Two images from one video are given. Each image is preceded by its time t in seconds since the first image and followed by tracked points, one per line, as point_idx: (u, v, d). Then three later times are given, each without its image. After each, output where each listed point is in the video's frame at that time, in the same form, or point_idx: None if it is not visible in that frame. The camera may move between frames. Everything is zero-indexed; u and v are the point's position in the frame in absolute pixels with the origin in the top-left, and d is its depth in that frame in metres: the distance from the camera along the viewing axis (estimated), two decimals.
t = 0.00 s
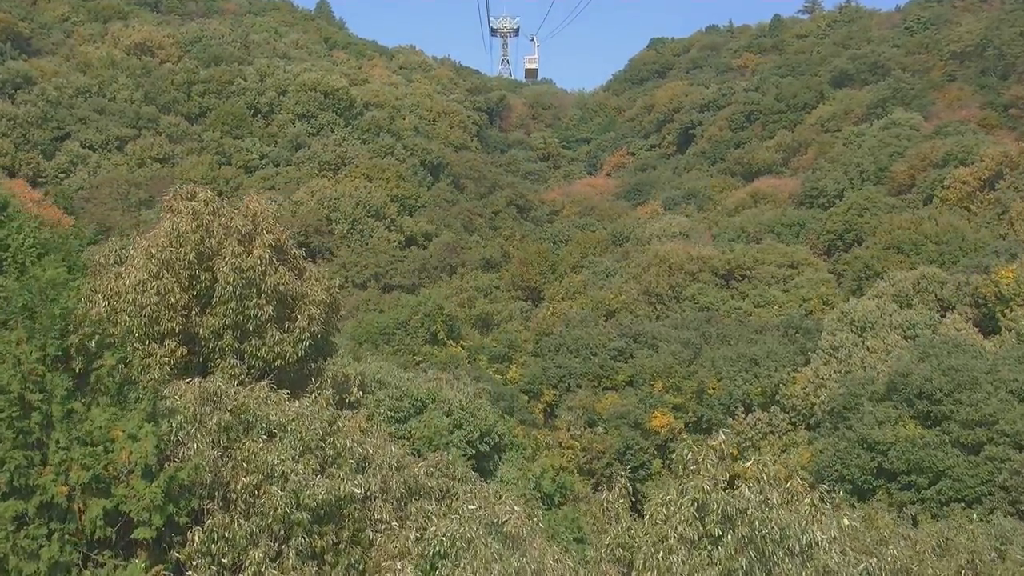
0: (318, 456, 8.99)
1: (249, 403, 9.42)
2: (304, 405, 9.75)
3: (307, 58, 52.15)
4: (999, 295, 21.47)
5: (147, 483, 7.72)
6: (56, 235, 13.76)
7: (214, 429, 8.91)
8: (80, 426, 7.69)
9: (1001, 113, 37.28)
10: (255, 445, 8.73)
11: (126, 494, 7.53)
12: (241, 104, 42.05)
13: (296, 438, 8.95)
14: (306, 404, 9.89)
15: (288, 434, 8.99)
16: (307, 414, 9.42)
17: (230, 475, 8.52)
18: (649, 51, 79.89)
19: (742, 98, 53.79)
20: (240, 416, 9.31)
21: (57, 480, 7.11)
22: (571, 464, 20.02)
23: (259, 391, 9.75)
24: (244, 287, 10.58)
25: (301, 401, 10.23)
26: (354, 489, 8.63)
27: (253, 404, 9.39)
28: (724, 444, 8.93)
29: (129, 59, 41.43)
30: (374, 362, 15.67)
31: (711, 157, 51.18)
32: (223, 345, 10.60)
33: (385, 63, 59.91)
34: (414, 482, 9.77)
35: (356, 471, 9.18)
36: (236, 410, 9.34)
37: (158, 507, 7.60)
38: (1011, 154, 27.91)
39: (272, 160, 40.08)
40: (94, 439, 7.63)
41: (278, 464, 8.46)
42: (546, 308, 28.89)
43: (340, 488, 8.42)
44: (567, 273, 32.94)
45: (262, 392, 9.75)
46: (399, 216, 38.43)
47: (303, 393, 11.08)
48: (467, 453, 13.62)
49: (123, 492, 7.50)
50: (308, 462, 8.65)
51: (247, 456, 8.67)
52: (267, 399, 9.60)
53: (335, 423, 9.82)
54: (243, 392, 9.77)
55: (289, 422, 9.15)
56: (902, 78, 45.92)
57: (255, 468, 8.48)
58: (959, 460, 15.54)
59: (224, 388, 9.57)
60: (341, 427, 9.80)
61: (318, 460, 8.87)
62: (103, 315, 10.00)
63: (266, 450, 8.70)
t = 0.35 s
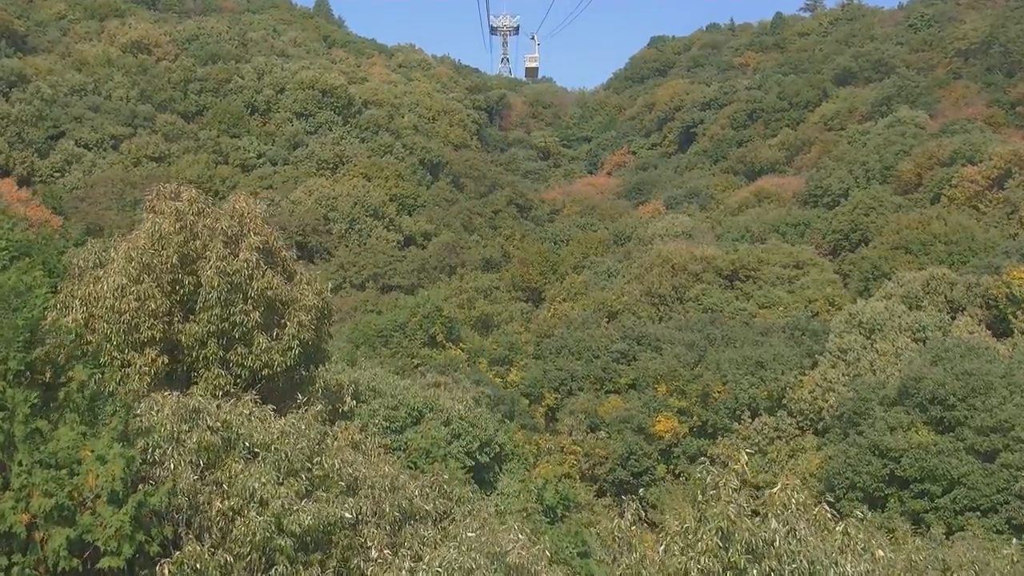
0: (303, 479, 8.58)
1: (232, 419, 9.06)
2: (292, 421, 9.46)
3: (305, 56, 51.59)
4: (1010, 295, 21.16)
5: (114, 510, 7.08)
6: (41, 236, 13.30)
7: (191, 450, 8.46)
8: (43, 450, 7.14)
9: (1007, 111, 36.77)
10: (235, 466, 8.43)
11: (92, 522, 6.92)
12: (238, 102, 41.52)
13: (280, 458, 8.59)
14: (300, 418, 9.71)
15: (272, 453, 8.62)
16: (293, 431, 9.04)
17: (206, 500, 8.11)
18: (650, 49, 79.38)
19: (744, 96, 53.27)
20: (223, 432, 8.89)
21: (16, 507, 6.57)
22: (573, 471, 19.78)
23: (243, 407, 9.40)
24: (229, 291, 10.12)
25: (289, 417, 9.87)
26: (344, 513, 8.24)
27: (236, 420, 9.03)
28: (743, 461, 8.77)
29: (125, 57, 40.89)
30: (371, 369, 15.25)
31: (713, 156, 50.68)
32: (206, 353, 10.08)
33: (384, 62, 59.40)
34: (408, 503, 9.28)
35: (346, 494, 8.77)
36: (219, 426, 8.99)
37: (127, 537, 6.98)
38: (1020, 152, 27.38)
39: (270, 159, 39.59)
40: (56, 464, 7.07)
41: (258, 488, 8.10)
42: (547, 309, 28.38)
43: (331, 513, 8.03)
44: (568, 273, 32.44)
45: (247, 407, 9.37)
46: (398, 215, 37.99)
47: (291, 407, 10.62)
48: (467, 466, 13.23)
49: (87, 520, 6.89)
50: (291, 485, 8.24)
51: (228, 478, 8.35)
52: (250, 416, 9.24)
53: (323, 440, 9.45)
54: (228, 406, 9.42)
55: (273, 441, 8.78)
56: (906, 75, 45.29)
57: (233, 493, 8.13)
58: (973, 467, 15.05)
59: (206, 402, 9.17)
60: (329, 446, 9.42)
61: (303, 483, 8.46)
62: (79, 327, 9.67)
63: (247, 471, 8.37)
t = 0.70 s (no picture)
0: (286, 504, 8.38)
1: (210, 436, 8.69)
2: (275, 440, 9.06)
3: (304, 55, 51.06)
4: None
5: (78, 543, 6.69)
6: (25, 238, 12.89)
7: (163, 474, 8.13)
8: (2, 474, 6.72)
9: (1015, 110, 36.20)
10: (211, 493, 8.07)
11: (52, 555, 6.51)
12: (236, 101, 41.05)
13: (257, 483, 8.27)
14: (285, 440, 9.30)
15: (248, 478, 8.30)
16: (272, 452, 8.62)
17: (177, 531, 7.79)
18: (651, 48, 78.78)
19: (747, 96, 52.74)
20: (199, 456, 8.52)
21: None
22: (575, 480, 19.76)
23: (222, 427, 8.96)
24: (213, 298, 9.72)
25: (274, 434, 9.48)
26: (325, 540, 7.98)
27: (214, 439, 8.65)
28: (773, 495, 9.58)
29: (122, 55, 40.39)
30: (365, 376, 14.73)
31: (715, 156, 50.17)
32: (188, 363, 9.71)
33: (384, 60, 58.91)
34: (399, 529, 9.23)
35: (334, 520, 8.61)
36: (197, 446, 8.61)
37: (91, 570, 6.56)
38: None
39: (268, 159, 39.09)
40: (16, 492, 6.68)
41: (229, 520, 7.82)
42: (548, 311, 27.90)
43: (314, 540, 7.87)
44: (570, 275, 31.91)
45: (226, 425, 9.03)
46: (397, 215, 37.52)
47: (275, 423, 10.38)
48: (470, 479, 13.07)
49: (49, 553, 6.48)
50: (268, 512, 8.02)
51: (202, 506, 8.02)
52: (229, 435, 8.84)
53: (309, 461, 9.27)
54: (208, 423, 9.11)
55: (250, 463, 8.42)
56: (912, 73, 44.72)
57: (206, 522, 7.85)
58: (990, 476, 14.55)
59: (184, 419, 8.75)
60: (315, 468, 9.23)
61: (284, 507, 8.30)
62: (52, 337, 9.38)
63: (222, 499, 8.04)
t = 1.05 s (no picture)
0: (261, 536, 8.18)
1: (181, 460, 8.41)
2: (254, 463, 8.80)
3: (302, 53, 50.44)
4: None
5: None
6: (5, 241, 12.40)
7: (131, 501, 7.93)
8: None
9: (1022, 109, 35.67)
10: (181, 527, 7.89)
11: None
12: (232, 99, 40.50)
13: (230, 514, 8.06)
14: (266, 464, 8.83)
15: (220, 509, 8.04)
16: (247, 478, 8.38)
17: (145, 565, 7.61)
18: (652, 47, 78.19)
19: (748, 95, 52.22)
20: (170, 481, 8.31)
21: None
22: (576, 486, 19.18)
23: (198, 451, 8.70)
24: (193, 305, 9.27)
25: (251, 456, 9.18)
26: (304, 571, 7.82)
27: (184, 463, 8.36)
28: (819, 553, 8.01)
29: (117, 53, 39.74)
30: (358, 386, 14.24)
31: (717, 155, 49.65)
32: (167, 374, 9.26)
33: (383, 59, 58.33)
34: (389, 560, 8.74)
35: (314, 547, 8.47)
36: (167, 472, 8.36)
37: None
38: None
39: (265, 158, 38.54)
40: None
41: (200, 554, 7.61)
42: (549, 314, 27.40)
43: None
44: (571, 277, 31.40)
45: (200, 447, 8.73)
46: (396, 215, 37.02)
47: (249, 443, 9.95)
48: (464, 495, 12.60)
49: None
50: (243, 547, 7.85)
51: (173, 540, 7.82)
52: (198, 459, 8.47)
53: (286, 485, 9.05)
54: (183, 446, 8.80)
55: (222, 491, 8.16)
56: (916, 72, 44.18)
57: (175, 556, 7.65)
58: (1006, 486, 14.04)
59: (154, 440, 8.54)
60: (293, 492, 8.96)
61: (259, 539, 8.08)
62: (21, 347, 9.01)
63: (193, 532, 7.85)
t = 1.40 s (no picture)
0: None
1: (145, 490, 7.99)
2: (224, 495, 8.24)
3: (299, 51, 49.86)
4: None
5: None
6: None
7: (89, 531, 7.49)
8: None
9: None
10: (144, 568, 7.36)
11: None
12: (228, 98, 39.97)
13: (198, 555, 7.49)
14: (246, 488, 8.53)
15: (186, 549, 7.51)
16: (216, 513, 7.79)
17: None
18: (651, 46, 77.65)
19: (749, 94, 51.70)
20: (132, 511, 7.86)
21: None
22: (576, 494, 18.88)
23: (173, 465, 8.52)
24: (169, 313, 8.80)
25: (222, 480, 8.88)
26: None
27: (148, 493, 7.94)
28: None
29: (112, 50, 39.15)
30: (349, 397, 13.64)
31: (717, 155, 49.16)
32: (139, 388, 8.83)
33: (381, 58, 57.80)
34: None
35: None
36: (128, 501, 7.91)
37: None
38: None
39: (261, 157, 38.01)
40: None
41: None
42: (548, 316, 26.93)
43: None
44: (570, 278, 30.89)
45: (166, 474, 8.37)
46: (392, 215, 36.53)
47: (220, 470, 9.59)
48: (459, 509, 12.02)
49: None
50: None
51: None
52: (163, 487, 8.12)
53: (261, 517, 8.54)
54: (149, 471, 8.47)
55: (190, 529, 7.60)
56: (920, 70, 43.66)
57: None
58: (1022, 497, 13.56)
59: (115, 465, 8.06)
60: (268, 527, 8.43)
61: None
62: None
63: None
